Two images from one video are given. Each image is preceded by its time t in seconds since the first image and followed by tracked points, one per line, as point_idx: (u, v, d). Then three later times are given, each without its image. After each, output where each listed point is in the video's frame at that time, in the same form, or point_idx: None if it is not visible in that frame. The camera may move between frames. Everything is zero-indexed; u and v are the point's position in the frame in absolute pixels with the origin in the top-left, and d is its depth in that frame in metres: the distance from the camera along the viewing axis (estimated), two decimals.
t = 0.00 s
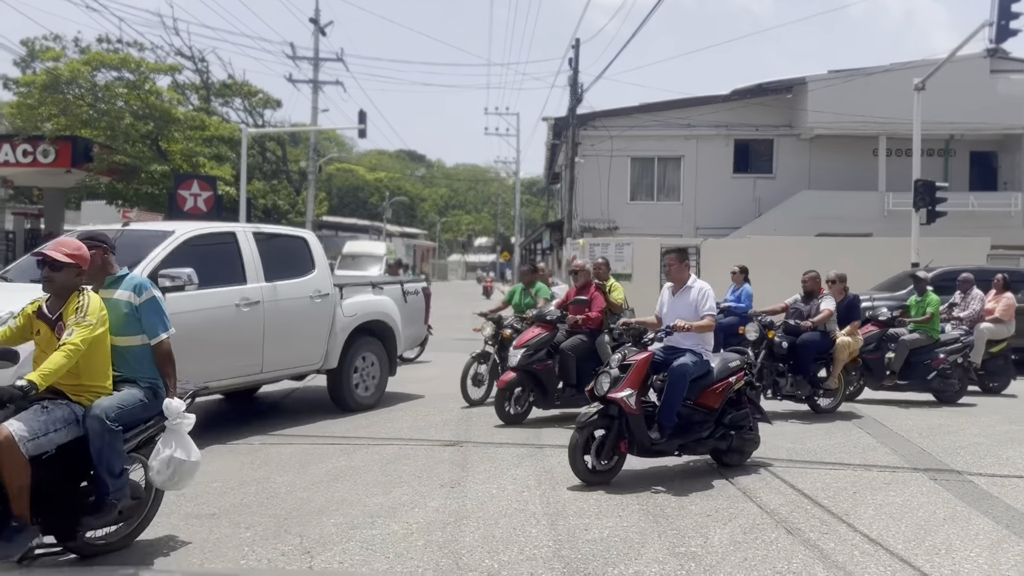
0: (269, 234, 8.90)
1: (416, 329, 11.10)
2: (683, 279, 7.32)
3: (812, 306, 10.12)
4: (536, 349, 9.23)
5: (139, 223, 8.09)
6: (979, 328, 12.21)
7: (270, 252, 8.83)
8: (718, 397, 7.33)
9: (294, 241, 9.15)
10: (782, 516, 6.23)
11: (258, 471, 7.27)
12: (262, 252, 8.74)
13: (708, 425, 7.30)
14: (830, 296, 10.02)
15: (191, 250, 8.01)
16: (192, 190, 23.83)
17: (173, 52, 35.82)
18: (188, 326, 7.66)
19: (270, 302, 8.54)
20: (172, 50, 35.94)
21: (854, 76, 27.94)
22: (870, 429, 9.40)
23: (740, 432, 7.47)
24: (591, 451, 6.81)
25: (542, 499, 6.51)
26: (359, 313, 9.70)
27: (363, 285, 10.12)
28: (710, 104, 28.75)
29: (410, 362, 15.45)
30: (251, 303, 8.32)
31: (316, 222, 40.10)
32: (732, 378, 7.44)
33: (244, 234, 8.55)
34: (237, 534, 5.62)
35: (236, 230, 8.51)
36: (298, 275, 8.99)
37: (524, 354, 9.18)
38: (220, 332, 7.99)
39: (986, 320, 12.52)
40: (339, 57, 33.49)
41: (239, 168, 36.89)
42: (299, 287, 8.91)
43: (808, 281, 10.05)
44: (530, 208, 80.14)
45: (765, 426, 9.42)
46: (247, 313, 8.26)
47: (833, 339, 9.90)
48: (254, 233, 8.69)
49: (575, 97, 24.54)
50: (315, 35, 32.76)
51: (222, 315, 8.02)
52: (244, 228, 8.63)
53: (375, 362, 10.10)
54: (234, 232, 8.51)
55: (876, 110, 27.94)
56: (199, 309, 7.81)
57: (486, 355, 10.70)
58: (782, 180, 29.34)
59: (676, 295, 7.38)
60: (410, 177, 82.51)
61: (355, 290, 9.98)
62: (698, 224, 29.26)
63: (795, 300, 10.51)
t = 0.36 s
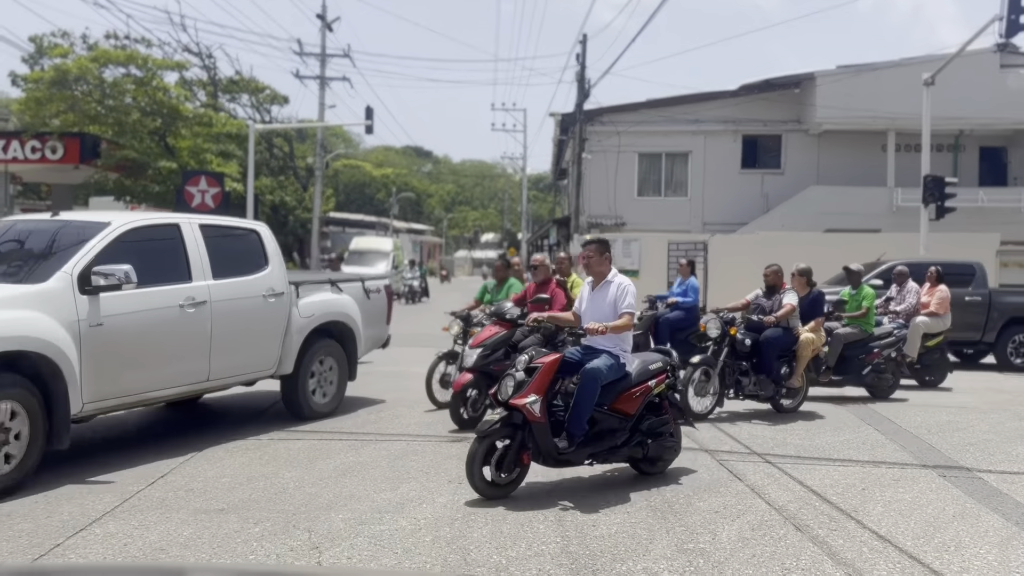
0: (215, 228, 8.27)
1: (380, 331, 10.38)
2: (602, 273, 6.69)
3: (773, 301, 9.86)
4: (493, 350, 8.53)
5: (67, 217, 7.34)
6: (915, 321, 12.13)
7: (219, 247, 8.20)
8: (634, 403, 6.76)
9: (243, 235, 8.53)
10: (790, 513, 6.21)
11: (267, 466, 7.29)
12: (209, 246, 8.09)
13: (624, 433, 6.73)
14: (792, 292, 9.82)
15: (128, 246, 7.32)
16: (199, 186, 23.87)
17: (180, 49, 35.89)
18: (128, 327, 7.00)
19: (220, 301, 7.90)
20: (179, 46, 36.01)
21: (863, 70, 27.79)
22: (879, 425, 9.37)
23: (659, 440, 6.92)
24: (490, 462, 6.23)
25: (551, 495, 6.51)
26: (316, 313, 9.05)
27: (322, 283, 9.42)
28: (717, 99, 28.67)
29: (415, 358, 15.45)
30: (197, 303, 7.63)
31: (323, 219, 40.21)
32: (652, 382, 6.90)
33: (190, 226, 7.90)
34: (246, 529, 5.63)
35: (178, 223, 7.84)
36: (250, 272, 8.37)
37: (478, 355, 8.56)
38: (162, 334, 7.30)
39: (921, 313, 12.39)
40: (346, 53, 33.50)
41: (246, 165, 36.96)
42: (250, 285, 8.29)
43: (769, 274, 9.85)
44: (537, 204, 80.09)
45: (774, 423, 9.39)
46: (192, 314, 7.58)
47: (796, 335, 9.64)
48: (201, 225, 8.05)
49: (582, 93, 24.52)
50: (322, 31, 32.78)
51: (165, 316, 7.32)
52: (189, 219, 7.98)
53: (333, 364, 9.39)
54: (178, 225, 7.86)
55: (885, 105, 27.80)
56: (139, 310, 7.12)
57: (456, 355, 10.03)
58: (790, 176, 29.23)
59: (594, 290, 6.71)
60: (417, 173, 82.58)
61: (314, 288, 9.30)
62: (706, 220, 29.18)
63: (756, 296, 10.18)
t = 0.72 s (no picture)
0: (152, 222, 7.59)
1: (338, 332, 9.67)
2: (520, 272, 6.21)
3: (736, 297, 9.49)
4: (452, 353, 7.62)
5: None
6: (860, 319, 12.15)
7: (157, 241, 7.54)
8: (552, 415, 6.28)
9: (186, 229, 7.88)
10: (796, 511, 6.19)
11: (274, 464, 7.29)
12: (146, 241, 7.43)
13: (538, 447, 6.24)
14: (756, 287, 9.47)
15: (51, 239, 6.64)
16: (204, 183, 23.90)
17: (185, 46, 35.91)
18: (50, 332, 6.34)
19: (158, 302, 7.26)
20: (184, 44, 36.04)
21: (869, 67, 27.71)
22: (885, 423, 9.36)
23: (575, 455, 6.47)
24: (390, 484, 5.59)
25: (555, 493, 6.50)
26: (267, 315, 8.42)
27: (273, 280, 8.74)
28: (721, 96, 28.61)
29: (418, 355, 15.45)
30: (130, 303, 6.99)
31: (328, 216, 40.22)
32: (573, 393, 6.42)
33: (124, 218, 7.23)
34: (250, 526, 5.63)
35: (111, 213, 7.17)
36: (193, 270, 7.74)
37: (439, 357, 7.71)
38: (90, 339, 6.65)
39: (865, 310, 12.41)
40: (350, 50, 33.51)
41: (251, 162, 36.98)
42: (191, 285, 7.63)
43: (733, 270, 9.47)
44: (542, 202, 80.11)
45: (780, 421, 9.35)
46: (126, 316, 6.95)
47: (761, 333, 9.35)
48: (136, 217, 7.38)
49: (587, 90, 24.49)
50: (326, 28, 32.78)
51: (93, 320, 6.68)
52: (124, 211, 7.31)
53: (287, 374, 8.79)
54: (111, 216, 7.19)
55: (891, 102, 27.70)
56: (65, 313, 6.48)
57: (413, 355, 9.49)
58: (796, 173, 29.15)
59: (511, 290, 6.28)
60: (421, 170, 82.64)
61: (264, 286, 8.62)
62: (711, 217, 29.11)
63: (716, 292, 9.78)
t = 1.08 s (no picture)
0: (63, 215, 6.52)
1: (282, 338, 8.70)
2: (416, 275, 5.31)
3: (697, 296, 9.15)
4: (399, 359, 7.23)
5: None
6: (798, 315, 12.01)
7: (73, 237, 6.50)
8: (454, 435, 5.40)
9: (109, 224, 6.86)
10: (799, 510, 6.18)
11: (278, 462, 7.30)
12: (59, 236, 6.39)
13: (440, 473, 5.33)
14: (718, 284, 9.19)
15: None
16: (208, 182, 23.96)
17: (188, 44, 35.93)
18: None
19: (70, 307, 6.23)
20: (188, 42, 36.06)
21: (873, 66, 27.65)
22: (888, 422, 9.34)
23: (476, 478, 5.66)
24: (269, 532, 4.48)
25: (558, 491, 6.50)
26: (202, 318, 7.38)
27: (208, 280, 7.69)
28: (725, 94, 28.57)
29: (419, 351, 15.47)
30: (36, 309, 5.97)
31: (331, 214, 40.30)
32: (477, 407, 5.59)
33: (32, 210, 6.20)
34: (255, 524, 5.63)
35: (16, 204, 6.12)
36: (115, 270, 6.70)
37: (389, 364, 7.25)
38: None
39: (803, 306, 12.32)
40: (354, 49, 33.52)
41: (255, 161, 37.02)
42: (111, 287, 6.60)
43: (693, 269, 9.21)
44: (545, 200, 80.16)
45: (784, 420, 9.33)
46: (33, 322, 5.95)
47: (724, 333, 9.01)
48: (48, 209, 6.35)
49: (590, 88, 24.46)
50: (330, 27, 32.79)
51: None
52: (33, 201, 6.27)
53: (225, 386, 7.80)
54: (17, 206, 6.14)
55: (896, 101, 27.65)
56: None
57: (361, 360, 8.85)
58: (800, 172, 29.09)
59: (406, 296, 5.38)
60: (425, 169, 82.72)
61: (198, 287, 7.56)
62: (715, 216, 29.09)
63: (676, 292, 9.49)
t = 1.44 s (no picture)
0: None
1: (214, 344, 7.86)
2: (262, 277, 4.55)
3: (653, 296, 8.77)
4: (343, 365, 6.75)
5: None
6: (735, 312, 11.98)
7: None
8: (314, 476, 4.61)
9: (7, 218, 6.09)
10: (800, 509, 6.20)
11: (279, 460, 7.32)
12: None
13: (296, 523, 4.55)
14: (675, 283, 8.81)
15: None
16: (211, 181, 24.02)
17: (191, 43, 35.96)
18: None
19: None
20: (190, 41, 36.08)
21: (876, 66, 27.64)
22: (889, 422, 9.36)
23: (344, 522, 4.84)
24: None
25: (559, 490, 6.52)
26: (120, 321, 6.59)
27: (125, 280, 6.81)
28: (727, 94, 28.57)
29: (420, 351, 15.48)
30: None
31: (333, 213, 40.36)
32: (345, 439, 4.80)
33: None
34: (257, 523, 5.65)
35: None
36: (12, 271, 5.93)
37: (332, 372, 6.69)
38: None
39: (740, 304, 12.21)
40: (358, 49, 33.54)
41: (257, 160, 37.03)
42: (4, 289, 5.80)
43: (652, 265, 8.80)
44: (547, 200, 80.18)
45: (786, 420, 9.35)
46: None
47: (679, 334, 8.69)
48: None
49: (593, 88, 24.48)
50: (333, 27, 32.81)
51: None
52: None
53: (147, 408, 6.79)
54: None
55: (898, 101, 27.65)
56: None
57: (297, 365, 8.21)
58: (801, 172, 29.08)
59: (246, 305, 4.62)
60: (427, 168, 82.80)
61: (113, 289, 6.69)
62: (717, 216, 29.08)
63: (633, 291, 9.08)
